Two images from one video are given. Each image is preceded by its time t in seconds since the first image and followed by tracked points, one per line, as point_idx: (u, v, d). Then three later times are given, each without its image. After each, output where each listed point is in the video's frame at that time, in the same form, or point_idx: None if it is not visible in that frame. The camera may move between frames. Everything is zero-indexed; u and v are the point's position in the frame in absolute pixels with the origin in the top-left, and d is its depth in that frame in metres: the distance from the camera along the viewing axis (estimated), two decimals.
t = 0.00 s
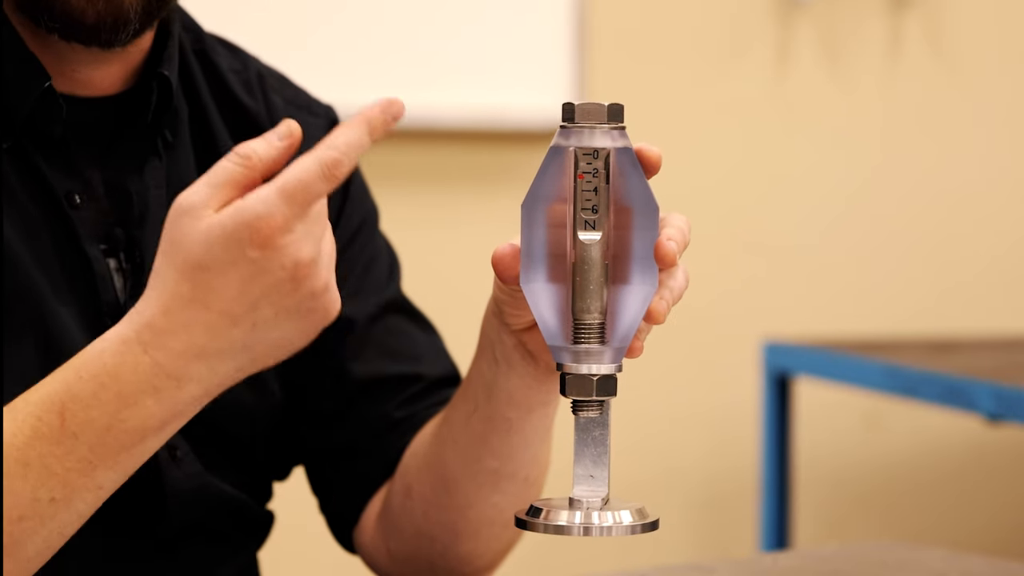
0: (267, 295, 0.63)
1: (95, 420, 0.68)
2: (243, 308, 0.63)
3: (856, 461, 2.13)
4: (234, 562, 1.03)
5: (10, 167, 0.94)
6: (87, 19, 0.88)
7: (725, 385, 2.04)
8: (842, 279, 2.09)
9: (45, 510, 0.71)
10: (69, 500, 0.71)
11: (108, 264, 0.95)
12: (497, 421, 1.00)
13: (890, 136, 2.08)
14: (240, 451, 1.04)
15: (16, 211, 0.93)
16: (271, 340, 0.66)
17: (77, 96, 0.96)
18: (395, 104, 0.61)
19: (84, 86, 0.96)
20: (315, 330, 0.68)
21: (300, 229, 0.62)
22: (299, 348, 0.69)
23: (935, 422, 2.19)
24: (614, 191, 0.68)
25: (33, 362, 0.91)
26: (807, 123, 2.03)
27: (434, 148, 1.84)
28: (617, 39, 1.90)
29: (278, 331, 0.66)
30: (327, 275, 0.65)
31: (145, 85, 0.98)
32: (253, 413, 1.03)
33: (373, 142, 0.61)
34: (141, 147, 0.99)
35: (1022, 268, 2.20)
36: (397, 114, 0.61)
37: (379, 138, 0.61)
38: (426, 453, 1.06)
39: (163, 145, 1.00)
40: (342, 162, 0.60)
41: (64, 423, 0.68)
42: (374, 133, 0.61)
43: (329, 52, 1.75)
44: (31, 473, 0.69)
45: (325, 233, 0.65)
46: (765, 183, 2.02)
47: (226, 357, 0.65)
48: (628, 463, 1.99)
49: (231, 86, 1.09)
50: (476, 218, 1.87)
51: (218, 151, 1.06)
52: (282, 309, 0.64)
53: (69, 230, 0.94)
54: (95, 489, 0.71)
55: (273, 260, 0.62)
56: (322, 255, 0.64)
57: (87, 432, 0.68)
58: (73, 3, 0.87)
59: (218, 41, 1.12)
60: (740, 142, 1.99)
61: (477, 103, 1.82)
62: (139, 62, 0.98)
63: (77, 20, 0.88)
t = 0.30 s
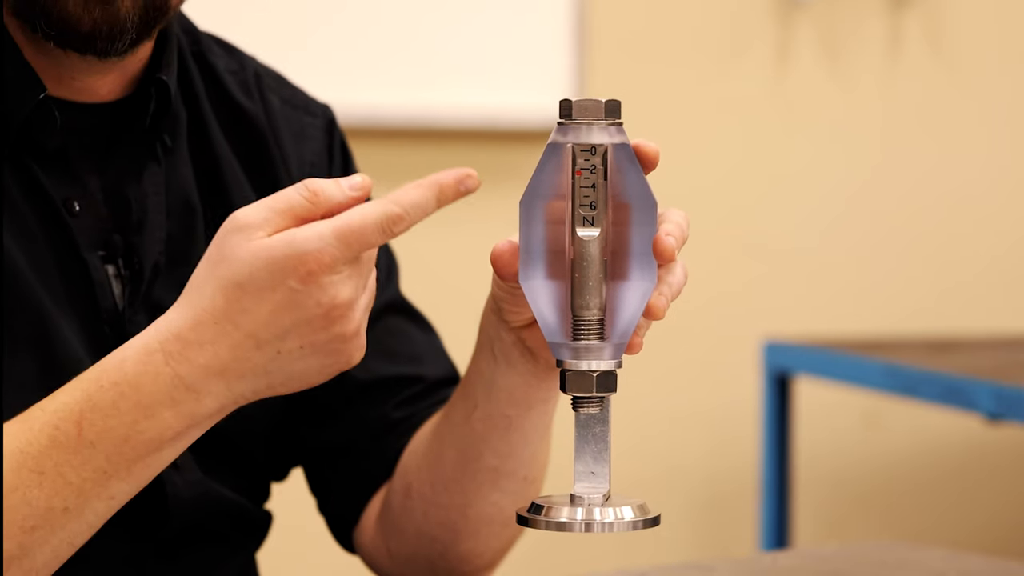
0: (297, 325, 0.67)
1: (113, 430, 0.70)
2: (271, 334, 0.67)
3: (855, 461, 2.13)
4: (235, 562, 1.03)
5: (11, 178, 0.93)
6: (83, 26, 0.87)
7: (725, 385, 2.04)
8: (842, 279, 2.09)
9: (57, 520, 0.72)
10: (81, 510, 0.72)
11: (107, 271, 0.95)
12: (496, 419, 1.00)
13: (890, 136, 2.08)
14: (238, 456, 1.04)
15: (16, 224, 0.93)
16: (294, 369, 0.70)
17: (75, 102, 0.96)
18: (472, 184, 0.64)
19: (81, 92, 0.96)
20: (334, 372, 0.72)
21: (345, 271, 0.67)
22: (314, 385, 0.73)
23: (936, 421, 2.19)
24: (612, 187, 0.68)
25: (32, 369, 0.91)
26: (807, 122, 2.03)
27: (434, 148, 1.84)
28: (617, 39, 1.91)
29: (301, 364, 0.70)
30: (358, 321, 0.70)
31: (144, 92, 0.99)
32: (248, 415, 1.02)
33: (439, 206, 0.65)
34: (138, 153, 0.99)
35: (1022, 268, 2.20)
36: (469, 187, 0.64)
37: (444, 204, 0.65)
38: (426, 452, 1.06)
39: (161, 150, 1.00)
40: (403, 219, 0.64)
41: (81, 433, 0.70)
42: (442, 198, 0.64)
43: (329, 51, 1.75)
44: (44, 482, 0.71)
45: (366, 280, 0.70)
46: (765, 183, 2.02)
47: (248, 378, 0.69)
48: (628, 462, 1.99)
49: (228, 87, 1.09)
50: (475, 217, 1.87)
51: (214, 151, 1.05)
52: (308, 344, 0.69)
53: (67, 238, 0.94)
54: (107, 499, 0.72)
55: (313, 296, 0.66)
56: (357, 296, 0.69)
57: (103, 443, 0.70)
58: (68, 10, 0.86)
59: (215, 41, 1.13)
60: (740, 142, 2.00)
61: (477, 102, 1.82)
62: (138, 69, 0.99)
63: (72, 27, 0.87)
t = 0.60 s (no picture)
0: (283, 310, 0.67)
1: (106, 416, 0.70)
2: (258, 318, 0.67)
3: (855, 460, 2.13)
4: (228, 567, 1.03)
5: (11, 177, 0.94)
6: (85, 25, 0.86)
7: (724, 385, 2.04)
8: (842, 279, 2.09)
9: (55, 511, 0.72)
10: (78, 500, 0.72)
11: (107, 273, 0.95)
12: (495, 418, 1.00)
13: (890, 135, 2.08)
14: (236, 458, 1.04)
15: (15, 225, 0.93)
16: (284, 356, 0.69)
17: (76, 103, 0.96)
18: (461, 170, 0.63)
19: (82, 90, 0.95)
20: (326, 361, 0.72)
21: (332, 256, 0.66)
22: (307, 374, 0.72)
23: (936, 421, 2.19)
24: (610, 184, 0.68)
25: (31, 369, 0.91)
26: (807, 123, 2.03)
27: (434, 148, 1.84)
28: (617, 39, 1.91)
29: (291, 351, 0.69)
30: (348, 309, 0.69)
31: (144, 92, 0.98)
32: (248, 419, 1.02)
33: (427, 193, 0.63)
34: (140, 155, 0.98)
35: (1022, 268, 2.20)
36: (459, 174, 0.62)
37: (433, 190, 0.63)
38: (425, 453, 1.06)
39: (162, 152, 1.00)
40: (388, 203, 0.63)
41: (76, 421, 0.70)
42: (429, 182, 0.62)
43: (329, 52, 1.75)
44: (41, 471, 0.71)
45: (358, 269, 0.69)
46: (765, 183, 2.02)
47: (237, 364, 0.69)
48: (628, 463, 1.99)
49: (227, 88, 1.09)
50: (475, 218, 1.87)
51: (214, 153, 1.05)
52: (296, 330, 0.68)
53: (68, 239, 0.94)
54: (103, 490, 0.72)
55: (298, 280, 0.65)
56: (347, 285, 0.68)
57: (98, 430, 0.70)
58: (69, 10, 0.85)
59: (214, 40, 1.13)
60: (740, 142, 2.00)
61: (476, 102, 1.82)
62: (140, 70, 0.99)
63: (76, 27, 0.86)
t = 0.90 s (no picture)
0: (298, 334, 0.67)
1: (114, 427, 0.69)
2: (271, 340, 0.67)
3: (854, 461, 2.14)
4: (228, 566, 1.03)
5: (11, 177, 0.93)
6: (140, 40, 0.86)
7: (724, 385, 2.04)
8: (841, 279, 2.09)
9: (59, 519, 0.72)
10: (83, 509, 0.72)
11: (108, 272, 0.95)
12: (494, 417, 1.00)
13: (890, 136, 2.08)
14: (235, 458, 1.04)
15: (15, 223, 0.93)
16: (291, 381, 0.70)
17: (79, 104, 0.96)
18: (492, 219, 0.64)
19: (89, 91, 0.95)
20: (332, 389, 0.72)
21: (353, 285, 0.67)
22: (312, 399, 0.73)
23: (935, 422, 2.19)
24: (611, 181, 0.68)
25: (33, 371, 0.90)
26: (807, 123, 2.03)
27: (434, 149, 1.84)
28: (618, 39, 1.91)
29: (300, 375, 0.70)
30: (360, 340, 0.70)
31: (146, 94, 0.98)
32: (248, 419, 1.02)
33: (456, 235, 0.64)
34: (140, 155, 0.99)
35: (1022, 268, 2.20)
36: (488, 220, 0.63)
37: (461, 233, 0.64)
38: (425, 452, 1.06)
39: (162, 152, 1.00)
40: (418, 241, 0.64)
41: (82, 431, 0.70)
42: (460, 226, 0.64)
43: (329, 52, 1.75)
44: (46, 480, 0.71)
45: (376, 301, 0.70)
46: (764, 183, 2.02)
47: (245, 382, 0.69)
48: (627, 462, 1.99)
49: (226, 89, 1.09)
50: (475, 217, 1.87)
51: (213, 152, 1.05)
52: (308, 354, 0.69)
53: (69, 239, 0.94)
54: (108, 499, 0.72)
55: (317, 306, 0.66)
56: (363, 314, 0.69)
57: (105, 440, 0.70)
58: (125, 26, 0.85)
59: (213, 40, 1.13)
60: (740, 142, 2.00)
61: (476, 102, 1.83)
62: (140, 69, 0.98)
63: (129, 41, 0.86)
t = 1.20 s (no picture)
0: (304, 336, 0.66)
1: (117, 432, 0.68)
2: (278, 342, 0.66)
3: (854, 462, 2.13)
4: (229, 564, 1.03)
5: (7, 181, 0.93)
6: (151, 46, 0.86)
7: (724, 386, 2.04)
8: (841, 280, 2.09)
9: (62, 523, 0.71)
10: (85, 514, 0.71)
11: (103, 273, 0.95)
12: (492, 420, 1.00)
13: (890, 136, 2.08)
14: (235, 460, 1.03)
15: (11, 226, 0.93)
16: (297, 384, 0.69)
17: (74, 104, 0.96)
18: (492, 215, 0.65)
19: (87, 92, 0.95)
20: (337, 391, 0.71)
21: (359, 285, 0.66)
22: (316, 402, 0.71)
23: (935, 423, 2.19)
24: (608, 187, 0.68)
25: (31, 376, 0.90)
26: (806, 124, 2.03)
27: (434, 149, 1.84)
28: (618, 40, 1.91)
29: (306, 378, 0.68)
30: (366, 342, 0.69)
31: (140, 94, 0.98)
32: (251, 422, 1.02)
33: (459, 233, 0.64)
34: (137, 156, 0.99)
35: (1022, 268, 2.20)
36: (491, 217, 0.65)
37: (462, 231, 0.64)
38: (423, 455, 1.06)
39: (157, 152, 1.00)
40: (423, 239, 0.63)
41: (86, 435, 0.69)
42: (463, 223, 0.64)
43: (329, 52, 1.76)
44: (50, 483, 0.70)
45: (381, 302, 0.68)
46: (764, 185, 2.02)
47: (251, 386, 0.67)
48: (627, 464, 1.99)
49: (223, 89, 1.09)
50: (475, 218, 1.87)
51: (210, 152, 1.05)
52: (314, 357, 0.67)
53: (64, 240, 0.94)
54: (112, 504, 0.71)
55: (323, 306, 0.65)
56: (369, 316, 0.68)
57: (108, 445, 0.68)
58: (136, 35, 0.85)
59: (210, 41, 1.13)
60: (740, 143, 2.00)
61: (476, 103, 1.83)
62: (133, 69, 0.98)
63: (141, 50, 0.86)
